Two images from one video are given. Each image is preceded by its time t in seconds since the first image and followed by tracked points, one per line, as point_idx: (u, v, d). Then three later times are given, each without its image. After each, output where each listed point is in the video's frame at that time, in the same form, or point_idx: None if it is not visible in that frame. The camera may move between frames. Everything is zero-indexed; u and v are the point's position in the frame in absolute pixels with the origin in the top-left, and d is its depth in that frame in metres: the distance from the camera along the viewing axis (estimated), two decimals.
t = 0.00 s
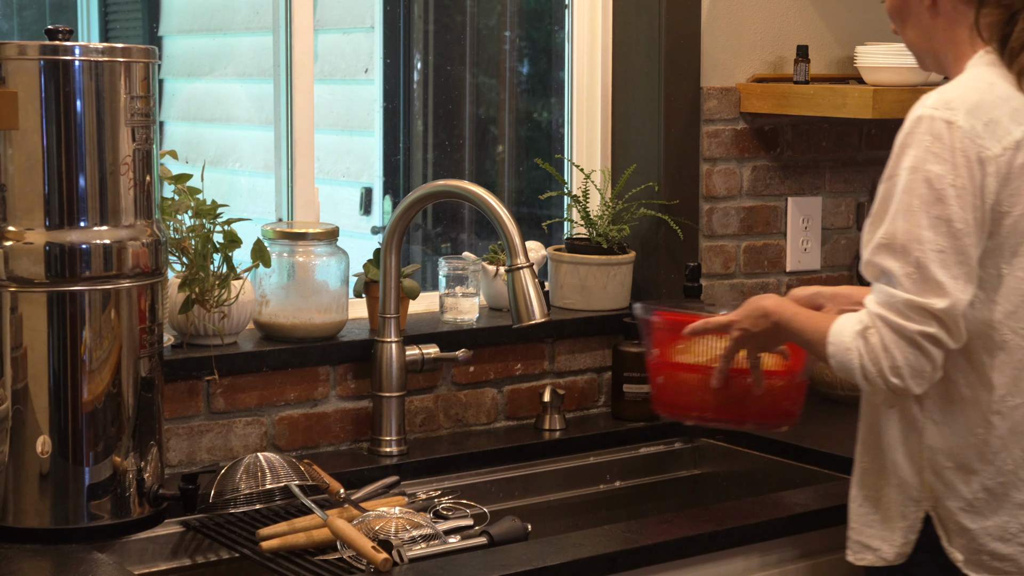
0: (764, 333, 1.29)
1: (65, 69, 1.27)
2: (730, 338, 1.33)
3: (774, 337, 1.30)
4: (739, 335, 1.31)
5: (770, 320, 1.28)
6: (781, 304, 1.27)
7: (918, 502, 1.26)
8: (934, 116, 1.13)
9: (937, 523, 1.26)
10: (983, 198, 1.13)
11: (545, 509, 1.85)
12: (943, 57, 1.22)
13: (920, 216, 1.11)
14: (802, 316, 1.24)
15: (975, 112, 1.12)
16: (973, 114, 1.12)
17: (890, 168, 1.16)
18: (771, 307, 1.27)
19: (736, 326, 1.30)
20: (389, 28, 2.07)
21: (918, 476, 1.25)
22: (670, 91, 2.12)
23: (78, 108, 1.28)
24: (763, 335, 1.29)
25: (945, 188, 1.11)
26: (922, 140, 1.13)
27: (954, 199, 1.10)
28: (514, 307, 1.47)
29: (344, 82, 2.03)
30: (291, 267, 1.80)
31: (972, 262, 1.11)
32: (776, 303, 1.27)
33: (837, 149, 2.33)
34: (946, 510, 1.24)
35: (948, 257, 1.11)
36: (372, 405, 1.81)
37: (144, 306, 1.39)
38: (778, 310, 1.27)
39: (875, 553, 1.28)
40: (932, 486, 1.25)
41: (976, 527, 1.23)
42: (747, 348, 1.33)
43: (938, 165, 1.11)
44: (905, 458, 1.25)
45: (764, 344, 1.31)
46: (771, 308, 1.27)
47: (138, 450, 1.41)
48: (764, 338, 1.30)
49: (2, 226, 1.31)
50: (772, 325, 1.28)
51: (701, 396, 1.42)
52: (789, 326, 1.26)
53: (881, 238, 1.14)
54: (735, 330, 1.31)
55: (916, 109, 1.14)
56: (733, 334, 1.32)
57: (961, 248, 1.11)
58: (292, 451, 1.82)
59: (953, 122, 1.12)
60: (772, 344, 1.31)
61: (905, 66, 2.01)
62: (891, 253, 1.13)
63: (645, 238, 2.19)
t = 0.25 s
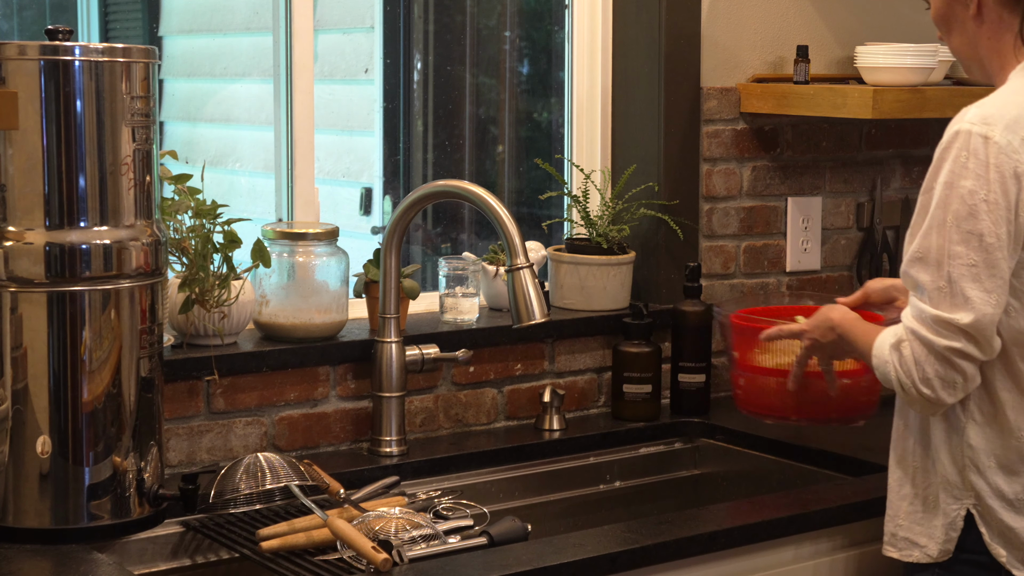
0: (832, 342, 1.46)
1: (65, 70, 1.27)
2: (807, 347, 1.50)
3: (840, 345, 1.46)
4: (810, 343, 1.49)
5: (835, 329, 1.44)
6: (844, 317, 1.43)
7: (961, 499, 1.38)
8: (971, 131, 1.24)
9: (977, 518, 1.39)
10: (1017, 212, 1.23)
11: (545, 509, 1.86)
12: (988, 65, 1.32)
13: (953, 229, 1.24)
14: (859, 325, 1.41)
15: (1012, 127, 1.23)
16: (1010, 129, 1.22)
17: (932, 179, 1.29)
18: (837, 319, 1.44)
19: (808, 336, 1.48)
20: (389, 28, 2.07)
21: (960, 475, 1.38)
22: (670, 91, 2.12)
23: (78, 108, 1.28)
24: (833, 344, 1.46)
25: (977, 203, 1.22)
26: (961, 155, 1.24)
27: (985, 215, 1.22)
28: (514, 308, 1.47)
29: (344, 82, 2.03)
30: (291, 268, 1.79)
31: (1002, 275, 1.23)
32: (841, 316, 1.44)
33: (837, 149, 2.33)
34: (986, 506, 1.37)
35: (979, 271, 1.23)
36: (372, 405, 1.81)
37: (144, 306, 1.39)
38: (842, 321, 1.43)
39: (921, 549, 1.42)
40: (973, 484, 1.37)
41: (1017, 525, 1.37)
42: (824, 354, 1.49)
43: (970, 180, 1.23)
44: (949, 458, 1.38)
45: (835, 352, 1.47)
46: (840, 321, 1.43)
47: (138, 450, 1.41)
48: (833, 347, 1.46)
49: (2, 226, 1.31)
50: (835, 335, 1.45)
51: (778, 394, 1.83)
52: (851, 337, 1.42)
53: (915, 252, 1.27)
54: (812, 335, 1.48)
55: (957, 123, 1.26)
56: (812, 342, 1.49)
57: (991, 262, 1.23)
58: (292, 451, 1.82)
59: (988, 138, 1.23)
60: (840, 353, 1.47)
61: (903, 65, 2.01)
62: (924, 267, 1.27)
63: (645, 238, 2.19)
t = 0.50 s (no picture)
0: (875, 359, 1.57)
1: (65, 69, 1.27)
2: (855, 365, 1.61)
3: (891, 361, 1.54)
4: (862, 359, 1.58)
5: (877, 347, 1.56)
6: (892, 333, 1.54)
7: (966, 488, 1.45)
8: (977, 126, 1.32)
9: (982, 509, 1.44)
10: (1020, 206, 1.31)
11: (546, 509, 1.86)
12: (1004, 59, 1.40)
13: (955, 221, 1.32)
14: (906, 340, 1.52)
15: (1018, 123, 1.30)
16: (1015, 125, 1.30)
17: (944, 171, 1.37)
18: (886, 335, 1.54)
19: (852, 352, 1.59)
20: (389, 28, 2.07)
21: (967, 465, 1.45)
22: (670, 91, 2.12)
23: (78, 108, 1.28)
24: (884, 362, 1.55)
25: (979, 196, 1.30)
26: (968, 149, 1.32)
27: (985, 208, 1.30)
28: (514, 307, 1.47)
29: (344, 82, 2.03)
30: (291, 268, 1.79)
31: (1004, 267, 1.31)
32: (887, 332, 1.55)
33: (837, 149, 2.33)
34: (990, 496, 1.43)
35: (980, 262, 1.31)
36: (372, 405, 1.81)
37: (145, 306, 1.39)
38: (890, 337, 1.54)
39: (932, 537, 1.50)
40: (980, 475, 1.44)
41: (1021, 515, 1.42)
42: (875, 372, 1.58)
43: (973, 174, 1.31)
44: (958, 449, 1.46)
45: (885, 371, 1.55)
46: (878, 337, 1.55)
47: (138, 450, 1.41)
48: (876, 364, 1.57)
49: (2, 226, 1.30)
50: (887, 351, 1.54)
51: (823, 410, 1.93)
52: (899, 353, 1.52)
53: (924, 245, 1.36)
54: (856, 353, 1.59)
55: (967, 118, 1.34)
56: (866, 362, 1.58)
57: (992, 254, 1.30)
58: (292, 451, 1.82)
59: (993, 132, 1.30)
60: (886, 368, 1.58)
61: (903, 66, 2.01)
62: (931, 260, 1.36)
63: (645, 238, 2.19)
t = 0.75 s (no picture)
0: (894, 369, 1.52)
1: (65, 70, 1.27)
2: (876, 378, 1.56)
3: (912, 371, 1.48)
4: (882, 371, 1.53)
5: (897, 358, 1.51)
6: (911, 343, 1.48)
7: (967, 477, 1.43)
8: (983, 113, 1.32)
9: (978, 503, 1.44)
10: None
11: (546, 509, 1.86)
12: (1008, 59, 1.40)
13: (961, 206, 1.32)
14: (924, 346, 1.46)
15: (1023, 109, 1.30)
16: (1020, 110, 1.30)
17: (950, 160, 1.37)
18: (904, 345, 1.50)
19: (872, 362, 1.54)
20: (389, 28, 2.07)
21: (969, 453, 1.43)
22: (670, 91, 2.12)
23: (78, 108, 1.28)
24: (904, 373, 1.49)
25: (985, 181, 1.30)
26: (973, 135, 1.32)
27: (991, 192, 1.30)
28: (514, 308, 1.47)
29: (344, 82, 2.03)
30: (291, 268, 1.79)
31: (1010, 251, 1.31)
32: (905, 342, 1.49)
33: (837, 149, 2.33)
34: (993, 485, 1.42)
35: (988, 247, 1.31)
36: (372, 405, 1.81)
37: (145, 306, 1.39)
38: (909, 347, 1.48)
39: (933, 527, 1.47)
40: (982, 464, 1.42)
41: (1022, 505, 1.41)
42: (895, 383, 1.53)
43: (978, 159, 1.31)
44: (960, 437, 1.44)
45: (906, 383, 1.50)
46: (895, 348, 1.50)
47: (138, 450, 1.41)
48: (895, 374, 1.52)
49: (2, 226, 1.31)
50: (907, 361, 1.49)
51: (840, 425, 1.88)
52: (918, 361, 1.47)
53: (931, 232, 1.36)
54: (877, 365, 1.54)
55: (972, 106, 1.34)
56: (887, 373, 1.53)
57: (998, 238, 1.30)
58: (292, 451, 1.82)
59: (998, 118, 1.30)
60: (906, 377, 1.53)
61: (903, 66, 2.01)
62: (938, 246, 1.36)
63: (645, 238, 2.19)
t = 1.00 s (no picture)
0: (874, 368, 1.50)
1: (65, 70, 1.27)
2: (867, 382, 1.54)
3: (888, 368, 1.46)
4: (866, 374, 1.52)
5: (876, 357, 1.49)
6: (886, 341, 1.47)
7: (954, 475, 1.42)
8: (979, 106, 1.31)
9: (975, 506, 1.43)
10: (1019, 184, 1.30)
11: (545, 509, 1.86)
12: (1007, 55, 1.39)
13: (956, 200, 1.31)
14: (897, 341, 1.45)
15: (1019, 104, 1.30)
16: (1016, 104, 1.30)
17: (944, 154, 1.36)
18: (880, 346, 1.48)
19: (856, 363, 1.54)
20: (389, 28, 2.07)
21: (956, 450, 1.42)
22: (670, 91, 2.12)
23: (78, 108, 1.28)
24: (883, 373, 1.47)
25: (980, 174, 1.30)
26: (969, 128, 1.32)
27: (987, 185, 1.29)
28: (514, 307, 1.47)
29: (344, 82, 2.03)
30: (291, 268, 1.79)
31: (1003, 245, 1.30)
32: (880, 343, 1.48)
33: (837, 149, 2.33)
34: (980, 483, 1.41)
35: (980, 241, 1.30)
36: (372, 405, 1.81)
37: (145, 306, 1.39)
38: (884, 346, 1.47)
39: (922, 525, 1.47)
40: (969, 461, 1.42)
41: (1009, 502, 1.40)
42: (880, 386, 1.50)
43: (974, 152, 1.31)
44: (947, 433, 1.43)
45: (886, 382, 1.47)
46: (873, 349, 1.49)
47: (138, 450, 1.41)
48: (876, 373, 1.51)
49: (2, 226, 1.31)
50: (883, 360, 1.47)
51: (840, 423, 1.88)
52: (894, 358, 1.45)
53: (924, 224, 1.35)
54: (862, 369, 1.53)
55: (969, 99, 1.33)
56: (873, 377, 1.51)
57: (992, 232, 1.29)
58: (292, 451, 1.82)
59: (994, 112, 1.30)
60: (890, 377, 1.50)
61: (903, 66, 2.01)
62: (930, 239, 1.34)
63: (645, 238, 2.19)
